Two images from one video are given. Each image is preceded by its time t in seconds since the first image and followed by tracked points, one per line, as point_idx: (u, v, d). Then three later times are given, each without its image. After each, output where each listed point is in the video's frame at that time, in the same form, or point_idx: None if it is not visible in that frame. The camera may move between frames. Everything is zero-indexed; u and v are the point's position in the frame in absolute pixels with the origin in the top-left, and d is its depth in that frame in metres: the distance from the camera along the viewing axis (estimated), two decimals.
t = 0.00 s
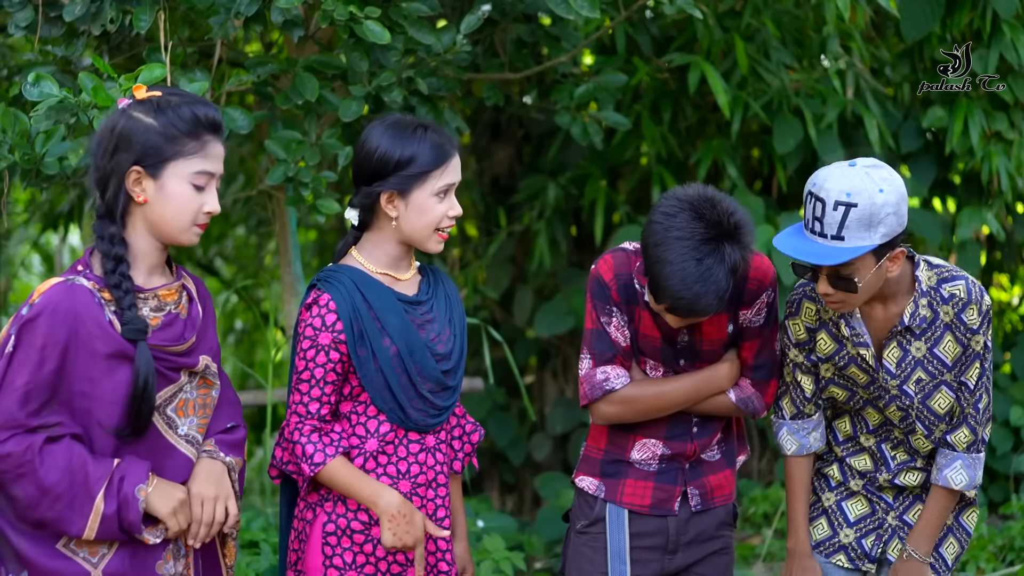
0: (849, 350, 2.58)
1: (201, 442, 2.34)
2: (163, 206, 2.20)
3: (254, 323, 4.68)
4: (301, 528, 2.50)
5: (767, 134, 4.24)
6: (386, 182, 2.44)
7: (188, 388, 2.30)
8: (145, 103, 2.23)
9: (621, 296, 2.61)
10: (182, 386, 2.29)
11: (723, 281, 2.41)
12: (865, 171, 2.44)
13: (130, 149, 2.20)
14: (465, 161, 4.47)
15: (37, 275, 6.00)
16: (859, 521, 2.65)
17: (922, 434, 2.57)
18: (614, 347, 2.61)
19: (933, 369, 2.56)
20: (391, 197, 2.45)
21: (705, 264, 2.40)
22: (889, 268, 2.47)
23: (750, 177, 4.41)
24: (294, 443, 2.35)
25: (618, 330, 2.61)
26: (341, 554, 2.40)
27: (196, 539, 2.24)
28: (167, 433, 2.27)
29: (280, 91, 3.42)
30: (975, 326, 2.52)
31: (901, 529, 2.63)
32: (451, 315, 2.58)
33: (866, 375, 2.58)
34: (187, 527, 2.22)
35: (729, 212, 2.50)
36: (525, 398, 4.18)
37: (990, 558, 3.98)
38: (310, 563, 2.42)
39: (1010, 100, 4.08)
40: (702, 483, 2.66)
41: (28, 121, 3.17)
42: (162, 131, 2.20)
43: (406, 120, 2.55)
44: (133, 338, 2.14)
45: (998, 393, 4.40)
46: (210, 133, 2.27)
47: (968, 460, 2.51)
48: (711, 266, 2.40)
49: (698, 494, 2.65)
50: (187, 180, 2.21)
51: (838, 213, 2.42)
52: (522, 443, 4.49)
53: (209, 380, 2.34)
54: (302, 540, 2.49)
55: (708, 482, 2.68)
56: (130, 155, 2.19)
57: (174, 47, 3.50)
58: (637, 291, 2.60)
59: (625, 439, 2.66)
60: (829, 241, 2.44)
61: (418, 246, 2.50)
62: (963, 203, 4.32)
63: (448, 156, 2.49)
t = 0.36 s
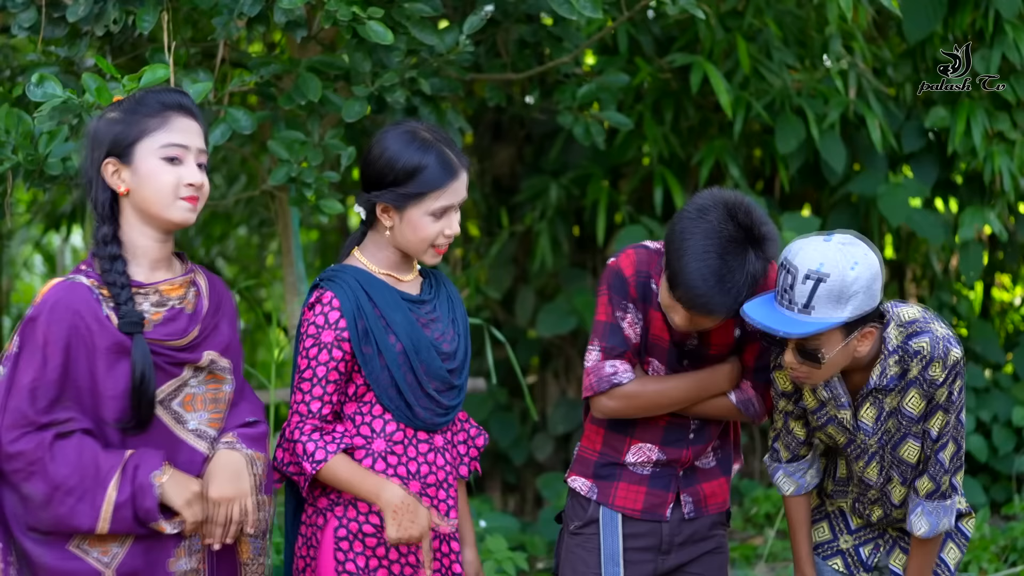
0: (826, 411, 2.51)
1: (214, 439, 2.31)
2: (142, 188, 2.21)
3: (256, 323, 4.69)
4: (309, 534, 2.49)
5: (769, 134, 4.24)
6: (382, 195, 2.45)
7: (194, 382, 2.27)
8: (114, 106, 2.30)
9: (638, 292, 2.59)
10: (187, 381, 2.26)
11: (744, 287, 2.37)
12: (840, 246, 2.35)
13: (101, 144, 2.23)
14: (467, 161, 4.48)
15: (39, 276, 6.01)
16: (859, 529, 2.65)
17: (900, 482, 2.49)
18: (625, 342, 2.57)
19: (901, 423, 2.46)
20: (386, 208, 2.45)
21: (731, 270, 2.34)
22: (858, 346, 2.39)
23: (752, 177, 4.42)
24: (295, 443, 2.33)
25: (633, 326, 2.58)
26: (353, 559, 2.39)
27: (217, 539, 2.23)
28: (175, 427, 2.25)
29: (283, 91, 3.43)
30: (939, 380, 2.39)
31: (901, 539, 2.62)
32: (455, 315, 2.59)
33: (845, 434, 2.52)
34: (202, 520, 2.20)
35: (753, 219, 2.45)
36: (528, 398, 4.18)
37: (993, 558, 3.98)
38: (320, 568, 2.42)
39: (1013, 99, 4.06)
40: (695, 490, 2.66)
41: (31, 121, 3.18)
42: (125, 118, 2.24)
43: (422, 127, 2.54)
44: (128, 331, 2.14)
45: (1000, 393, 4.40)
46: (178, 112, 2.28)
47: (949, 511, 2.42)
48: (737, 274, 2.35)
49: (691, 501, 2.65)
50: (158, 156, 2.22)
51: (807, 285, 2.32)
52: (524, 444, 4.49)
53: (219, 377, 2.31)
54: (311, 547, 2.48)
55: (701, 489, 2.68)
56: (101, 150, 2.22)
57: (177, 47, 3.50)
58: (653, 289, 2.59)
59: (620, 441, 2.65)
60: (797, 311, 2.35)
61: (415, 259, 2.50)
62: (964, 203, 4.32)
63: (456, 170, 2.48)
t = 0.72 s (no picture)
0: (819, 425, 2.49)
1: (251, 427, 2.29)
2: (155, 204, 2.24)
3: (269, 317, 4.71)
4: (324, 534, 2.50)
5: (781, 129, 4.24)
6: (395, 176, 2.47)
7: (230, 371, 2.27)
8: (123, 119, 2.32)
9: (648, 285, 2.62)
10: (223, 368, 2.26)
11: (738, 219, 2.45)
12: (829, 264, 2.33)
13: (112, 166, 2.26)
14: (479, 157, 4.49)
15: (51, 269, 6.02)
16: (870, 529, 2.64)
17: (903, 491, 2.49)
18: (632, 334, 2.60)
19: (898, 435, 2.45)
20: (400, 191, 2.47)
21: (729, 192, 2.44)
22: (849, 365, 2.37)
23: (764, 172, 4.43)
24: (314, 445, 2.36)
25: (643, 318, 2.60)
26: (369, 559, 2.40)
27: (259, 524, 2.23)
28: (212, 415, 2.25)
29: (297, 88, 3.44)
30: (930, 391, 2.38)
31: (914, 539, 2.60)
32: (473, 317, 2.59)
33: (839, 449, 2.50)
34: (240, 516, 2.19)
35: (762, 162, 2.54)
36: (540, 393, 4.20)
37: (1004, 554, 3.99)
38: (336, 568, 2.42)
39: None
40: (706, 491, 2.65)
41: (46, 118, 3.19)
42: (123, 139, 2.25)
43: (427, 113, 2.55)
44: (158, 319, 2.17)
45: (1012, 388, 4.40)
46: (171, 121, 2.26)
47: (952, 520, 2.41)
48: (733, 200, 2.44)
49: (702, 502, 2.64)
50: (159, 173, 2.22)
51: (795, 305, 2.31)
52: (536, 438, 4.51)
53: (257, 367, 2.30)
54: (326, 546, 2.49)
55: (712, 489, 2.67)
56: (114, 174, 2.26)
57: (191, 44, 3.51)
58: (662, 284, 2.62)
59: (631, 439, 2.66)
60: (786, 331, 2.33)
61: (438, 245, 2.49)
62: (976, 198, 4.33)
63: (461, 145, 2.49)
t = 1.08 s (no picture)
0: (816, 378, 2.49)
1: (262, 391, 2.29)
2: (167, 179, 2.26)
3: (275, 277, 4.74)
4: (331, 497, 2.48)
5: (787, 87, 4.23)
6: (400, 130, 2.47)
7: (247, 331, 2.28)
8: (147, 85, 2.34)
9: (642, 241, 2.62)
10: (241, 330, 2.27)
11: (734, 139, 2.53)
12: (833, 209, 2.34)
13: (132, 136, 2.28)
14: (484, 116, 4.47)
15: (56, 229, 6.03)
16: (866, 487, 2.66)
17: (899, 448, 2.51)
18: (626, 288, 2.59)
19: (896, 390, 2.46)
20: (402, 145, 2.47)
21: (724, 110, 2.53)
22: (847, 310, 2.37)
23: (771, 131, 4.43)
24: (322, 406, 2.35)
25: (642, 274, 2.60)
26: (377, 523, 2.38)
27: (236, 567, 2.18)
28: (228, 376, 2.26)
29: (302, 46, 3.44)
30: (929, 349, 2.38)
31: (912, 499, 2.64)
32: (470, 273, 2.58)
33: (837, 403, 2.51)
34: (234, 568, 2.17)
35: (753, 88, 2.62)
36: (546, 352, 4.23)
37: (1007, 512, 4.02)
38: (343, 532, 2.40)
39: None
40: (710, 453, 2.65)
41: (51, 77, 3.20)
42: (141, 111, 2.26)
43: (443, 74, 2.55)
44: (186, 271, 2.21)
45: (1016, 347, 4.42)
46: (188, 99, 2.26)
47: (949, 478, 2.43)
48: (729, 121, 2.53)
49: (706, 465, 2.64)
50: (169, 153, 2.24)
51: (798, 247, 2.31)
52: (542, 397, 4.54)
53: (271, 329, 2.31)
54: (333, 509, 2.47)
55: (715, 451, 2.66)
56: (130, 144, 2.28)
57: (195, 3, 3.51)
58: (656, 233, 2.62)
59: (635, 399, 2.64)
60: (787, 272, 2.34)
61: (427, 212, 2.49)
62: (982, 157, 4.32)
63: (472, 117, 2.48)
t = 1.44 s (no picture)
0: (805, 339, 2.47)
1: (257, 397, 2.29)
2: (182, 165, 2.27)
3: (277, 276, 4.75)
4: (327, 497, 2.48)
5: (789, 87, 4.23)
6: (400, 126, 2.48)
7: (249, 339, 2.27)
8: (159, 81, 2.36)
9: (604, 226, 2.59)
10: (242, 337, 2.27)
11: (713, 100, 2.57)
12: (860, 163, 2.33)
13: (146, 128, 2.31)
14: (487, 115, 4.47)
15: (59, 227, 6.03)
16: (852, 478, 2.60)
17: (882, 423, 2.46)
18: (583, 277, 2.57)
19: (886, 360, 2.43)
20: (405, 141, 2.48)
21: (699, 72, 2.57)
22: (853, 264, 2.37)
23: (772, 130, 4.43)
24: (324, 409, 2.35)
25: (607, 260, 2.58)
26: (371, 526, 2.39)
27: None
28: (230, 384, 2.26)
29: (305, 46, 3.45)
30: (923, 320, 2.36)
31: (898, 492, 2.58)
32: (480, 279, 2.58)
33: (824, 367, 2.47)
34: None
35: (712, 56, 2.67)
36: (548, 351, 4.23)
37: (1010, 512, 4.02)
38: (338, 533, 2.42)
39: None
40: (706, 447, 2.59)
41: (54, 78, 3.20)
42: (158, 101, 2.28)
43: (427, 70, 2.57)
44: (195, 276, 2.20)
45: (1018, 346, 4.42)
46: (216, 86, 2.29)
47: (940, 454, 2.37)
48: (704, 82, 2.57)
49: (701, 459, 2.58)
50: (189, 135, 2.25)
51: (822, 203, 2.30)
52: (544, 396, 4.54)
53: (275, 336, 2.30)
54: (329, 511, 2.48)
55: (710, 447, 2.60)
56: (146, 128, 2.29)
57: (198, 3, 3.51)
58: (627, 218, 2.59)
59: (627, 393, 2.56)
60: (806, 226, 2.33)
61: (439, 203, 2.49)
62: (984, 157, 4.32)
63: (464, 102, 2.50)
